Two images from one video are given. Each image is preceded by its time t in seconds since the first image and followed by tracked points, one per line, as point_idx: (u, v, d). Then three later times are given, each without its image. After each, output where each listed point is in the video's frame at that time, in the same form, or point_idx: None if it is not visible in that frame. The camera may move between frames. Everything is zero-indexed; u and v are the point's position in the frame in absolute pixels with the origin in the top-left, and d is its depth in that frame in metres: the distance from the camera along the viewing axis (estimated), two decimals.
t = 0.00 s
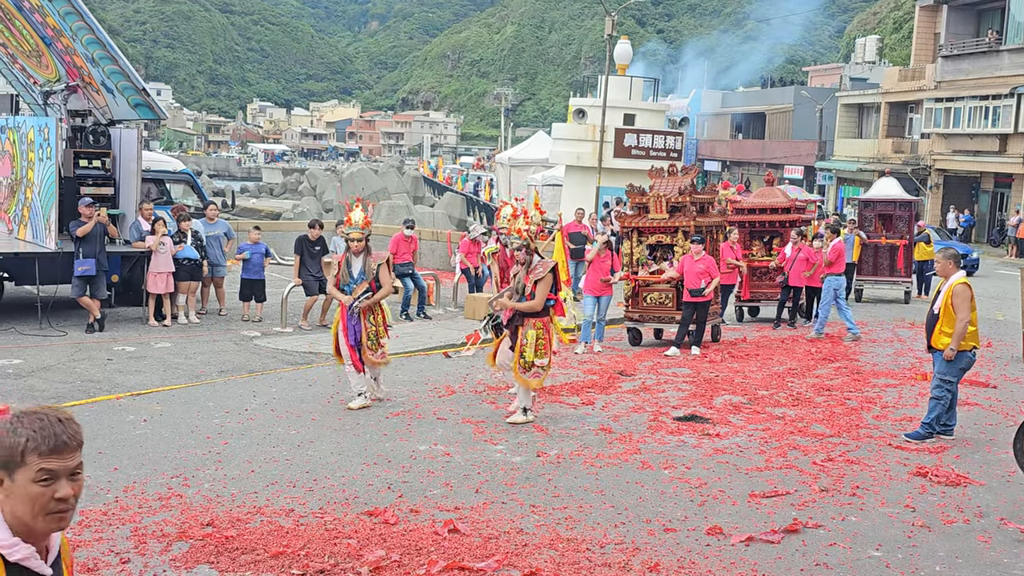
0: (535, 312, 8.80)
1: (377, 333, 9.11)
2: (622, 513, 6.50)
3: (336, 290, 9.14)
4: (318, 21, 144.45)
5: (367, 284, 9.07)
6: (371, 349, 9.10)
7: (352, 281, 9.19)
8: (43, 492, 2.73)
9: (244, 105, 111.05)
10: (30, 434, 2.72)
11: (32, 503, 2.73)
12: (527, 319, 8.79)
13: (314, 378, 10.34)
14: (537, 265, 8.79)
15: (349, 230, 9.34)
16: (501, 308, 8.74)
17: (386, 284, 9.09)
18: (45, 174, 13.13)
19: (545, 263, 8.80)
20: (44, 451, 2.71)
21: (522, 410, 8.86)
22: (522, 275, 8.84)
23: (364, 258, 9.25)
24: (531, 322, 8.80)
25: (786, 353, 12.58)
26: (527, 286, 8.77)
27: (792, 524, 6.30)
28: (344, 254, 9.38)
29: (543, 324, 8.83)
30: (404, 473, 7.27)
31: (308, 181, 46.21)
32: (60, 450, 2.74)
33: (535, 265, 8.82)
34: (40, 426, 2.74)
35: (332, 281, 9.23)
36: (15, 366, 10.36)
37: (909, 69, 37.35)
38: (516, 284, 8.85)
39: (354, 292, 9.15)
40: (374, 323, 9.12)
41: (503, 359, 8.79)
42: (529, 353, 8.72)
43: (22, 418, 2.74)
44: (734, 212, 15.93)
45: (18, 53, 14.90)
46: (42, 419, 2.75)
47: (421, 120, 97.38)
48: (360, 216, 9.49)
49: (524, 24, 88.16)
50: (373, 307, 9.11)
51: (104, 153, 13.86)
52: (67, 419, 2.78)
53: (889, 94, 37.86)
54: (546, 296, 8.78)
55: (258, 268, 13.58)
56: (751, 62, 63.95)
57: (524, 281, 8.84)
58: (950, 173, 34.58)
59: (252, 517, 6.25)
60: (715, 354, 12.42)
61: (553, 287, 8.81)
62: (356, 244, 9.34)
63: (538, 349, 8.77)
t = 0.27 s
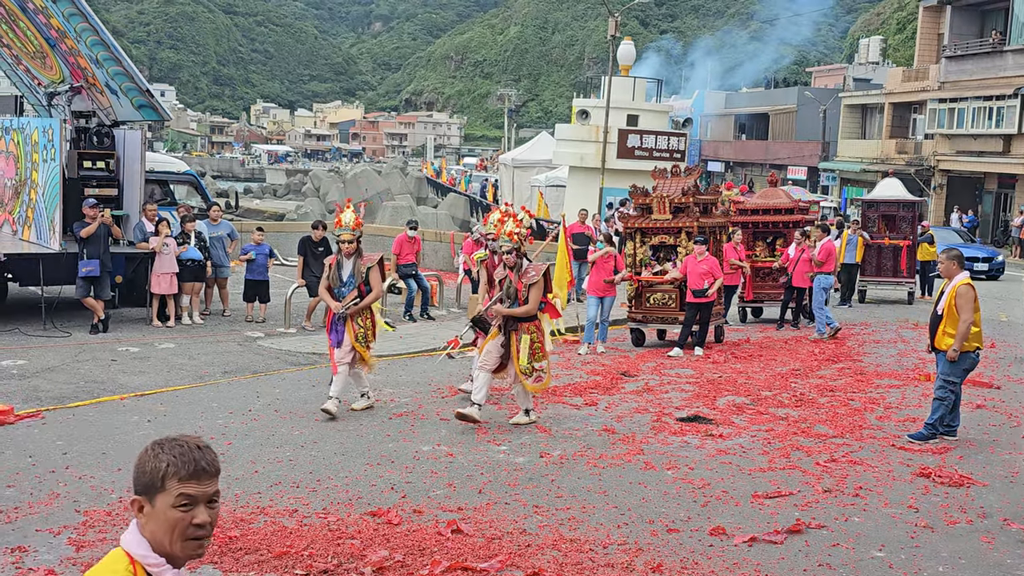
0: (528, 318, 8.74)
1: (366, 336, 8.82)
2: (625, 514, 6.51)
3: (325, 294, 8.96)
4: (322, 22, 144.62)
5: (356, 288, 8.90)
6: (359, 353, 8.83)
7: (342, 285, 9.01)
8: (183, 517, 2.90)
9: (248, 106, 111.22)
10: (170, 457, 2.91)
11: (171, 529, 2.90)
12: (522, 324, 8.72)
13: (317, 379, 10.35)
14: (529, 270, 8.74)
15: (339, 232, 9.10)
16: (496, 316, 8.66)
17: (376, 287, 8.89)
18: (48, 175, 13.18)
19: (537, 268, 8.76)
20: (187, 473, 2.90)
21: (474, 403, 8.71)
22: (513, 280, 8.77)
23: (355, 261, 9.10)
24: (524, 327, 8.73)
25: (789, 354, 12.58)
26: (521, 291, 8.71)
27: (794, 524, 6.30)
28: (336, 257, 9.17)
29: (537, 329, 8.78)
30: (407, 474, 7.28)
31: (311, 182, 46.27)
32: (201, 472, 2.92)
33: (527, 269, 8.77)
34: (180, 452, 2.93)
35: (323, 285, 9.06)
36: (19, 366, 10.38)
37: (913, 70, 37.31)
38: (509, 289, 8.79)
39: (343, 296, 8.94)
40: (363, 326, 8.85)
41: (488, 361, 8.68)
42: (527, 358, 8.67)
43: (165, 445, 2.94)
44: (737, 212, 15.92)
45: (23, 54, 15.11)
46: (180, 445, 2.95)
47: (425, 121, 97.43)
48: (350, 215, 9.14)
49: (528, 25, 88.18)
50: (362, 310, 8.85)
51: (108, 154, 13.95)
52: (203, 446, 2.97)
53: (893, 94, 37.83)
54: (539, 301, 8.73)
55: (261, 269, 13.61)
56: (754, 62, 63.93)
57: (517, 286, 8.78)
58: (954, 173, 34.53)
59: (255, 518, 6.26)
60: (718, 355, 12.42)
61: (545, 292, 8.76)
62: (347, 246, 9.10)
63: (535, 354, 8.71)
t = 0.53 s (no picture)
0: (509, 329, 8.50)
1: (339, 348, 8.67)
2: (629, 513, 6.51)
3: (307, 299, 8.77)
4: (326, 21, 144.77)
5: (338, 298, 8.68)
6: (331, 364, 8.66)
7: (324, 291, 8.76)
8: (327, 555, 2.65)
9: (252, 106, 111.40)
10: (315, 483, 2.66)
11: (317, 562, 2.66)
12: (503, 336, 8.47)
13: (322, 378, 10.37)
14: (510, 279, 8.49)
15: (325, 236, 8.77)
16: (477, 328, 8.37)
17: (359, 296, 8.66)
18: (54, 175, 13.22)
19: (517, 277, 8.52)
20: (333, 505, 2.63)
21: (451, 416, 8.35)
22: (493, 291, 8.51)
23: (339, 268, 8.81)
24: (506, 338, 8.48)
25: (793, 353, 12.57)
26: (503, 301, 8.45)
27: (798, 523, 6.30)
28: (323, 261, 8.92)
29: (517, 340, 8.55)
30: (411, 473, 7.29)
31: (316, 182, 46.31)
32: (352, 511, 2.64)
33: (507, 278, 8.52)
34: (334, 484, 2.66)
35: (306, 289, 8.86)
36: (24, 366, 10.40)
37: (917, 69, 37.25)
38: (489, 300, 8.51)
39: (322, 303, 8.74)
40: (338, 335, 8.68)
41: (466, 373, 8.32)
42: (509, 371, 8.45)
43: (318, 473, 2.67)
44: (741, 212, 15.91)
45: (27, 54, 15.15)
46: (335, 475, 2.67)
47: (429, 120, 97.51)
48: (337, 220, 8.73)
49: (532, 25, 88.18)
50: (339, 320, 8.67)
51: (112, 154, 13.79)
52: (359, 480, 2.69)
53: (897, 93, 37.77)
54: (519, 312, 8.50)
55: (265, 269, 13.59)
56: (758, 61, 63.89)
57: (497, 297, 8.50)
58: (958, 172, 34.49)
59: (260, 517, 6.27)
60: (722, 354, 12.42)
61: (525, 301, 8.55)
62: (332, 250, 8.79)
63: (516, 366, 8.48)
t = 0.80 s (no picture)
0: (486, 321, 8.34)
1: (326, 345, 8.45)
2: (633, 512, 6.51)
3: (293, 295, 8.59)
4: (330, 20, 144.93)
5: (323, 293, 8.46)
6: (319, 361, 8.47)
7: (309, 287, 8.56)
8: None
9: (256, 105, 111.55)
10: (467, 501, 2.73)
11: None
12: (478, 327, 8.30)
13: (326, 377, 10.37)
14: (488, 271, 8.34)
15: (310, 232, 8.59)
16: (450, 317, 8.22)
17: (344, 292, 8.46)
18: (59, 175, 13.29)
19: (496, 271, 8.37)
20: (494, 525, 2.71)
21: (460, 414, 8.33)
22: (471, 283, 8.31)
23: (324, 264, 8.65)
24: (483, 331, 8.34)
25: (798, 352, 12.54)
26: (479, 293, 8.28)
27: (803, 522, 6.30)
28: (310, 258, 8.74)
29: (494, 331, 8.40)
30: (415, 471, 7.30)
31: (320, 181, 46.36)
32: (503, 532, 2.70)
33: (486, 271, 8.36)
34: (481, 505, 2.73)
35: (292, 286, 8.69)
36: (29, 365, 10.42)
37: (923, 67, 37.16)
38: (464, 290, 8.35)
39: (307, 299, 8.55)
40: (326, 332, 8.49)
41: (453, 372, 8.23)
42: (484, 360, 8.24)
43: (466, 493, 2.74)
44: (745, 210, 15.91)
45: (32, 54, 15.10)
46: (483, 497, 2.74)
47: (433, 119, 97.57)
48: (321, 216, 8.54)
49: (536, 24, 88.17)
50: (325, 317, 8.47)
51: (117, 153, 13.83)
52: (512, 504, 2.75)
53: (902, 92, 37.69)
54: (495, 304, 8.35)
55: (271, 268, 13.62)
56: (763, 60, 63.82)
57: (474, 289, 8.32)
58: (963, 171, 34.42)
59: (265, 515, 6.28)
60: (727, 353, 12.40)
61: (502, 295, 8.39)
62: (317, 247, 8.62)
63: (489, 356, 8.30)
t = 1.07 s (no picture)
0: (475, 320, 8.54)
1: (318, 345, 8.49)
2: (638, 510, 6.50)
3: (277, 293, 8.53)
4: (335, 19, 145.00)
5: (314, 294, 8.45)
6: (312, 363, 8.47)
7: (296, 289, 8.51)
8: None
9: (261, 104, 111.66)
10: (583, 528, 2.71)
11: None
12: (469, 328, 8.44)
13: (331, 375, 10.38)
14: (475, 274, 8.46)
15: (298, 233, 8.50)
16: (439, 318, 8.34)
17: (335, 295, 8.43)
18: (65, 173, 13.32)
19: (483, 272, 8.49)
20: (609, 552, 2.69)
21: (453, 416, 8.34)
22: (458, 288, 8.49)
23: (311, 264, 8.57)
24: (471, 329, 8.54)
25: (803, 350, 12.53)
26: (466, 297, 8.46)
27: (808, 520, 6.29)
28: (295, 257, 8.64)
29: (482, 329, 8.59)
30: (420, 469, 7.30)
31: (325, 179, 46.38)
32: (622, 558, 2.68)
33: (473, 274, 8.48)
34: (602, 529, 2.72)
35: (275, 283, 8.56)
36: (35, 363, 10.44)
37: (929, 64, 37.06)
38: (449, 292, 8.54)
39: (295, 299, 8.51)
40: (316, 333, 8.52)
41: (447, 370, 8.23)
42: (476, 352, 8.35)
43: (581, 517, 2.73)
44: (751, 208, 15.91)
45: (37, 52, 15.22)
46: (600, 520, 2.72)
47: (438, 117, 97.57)
48: (310, 217, 8.45)
49: (541, 21, 88.11)
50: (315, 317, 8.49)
51: (122, 151, 13.89)
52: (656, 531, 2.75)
53: (908, 89, 37.59)
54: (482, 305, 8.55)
55: (274, 265, 13.56)
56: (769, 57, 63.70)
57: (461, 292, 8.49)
58: (969, 168, 34.36)
59: (270, 513, 6.29)
60: (732, 351, 12.39)
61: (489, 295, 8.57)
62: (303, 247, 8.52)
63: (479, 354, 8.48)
